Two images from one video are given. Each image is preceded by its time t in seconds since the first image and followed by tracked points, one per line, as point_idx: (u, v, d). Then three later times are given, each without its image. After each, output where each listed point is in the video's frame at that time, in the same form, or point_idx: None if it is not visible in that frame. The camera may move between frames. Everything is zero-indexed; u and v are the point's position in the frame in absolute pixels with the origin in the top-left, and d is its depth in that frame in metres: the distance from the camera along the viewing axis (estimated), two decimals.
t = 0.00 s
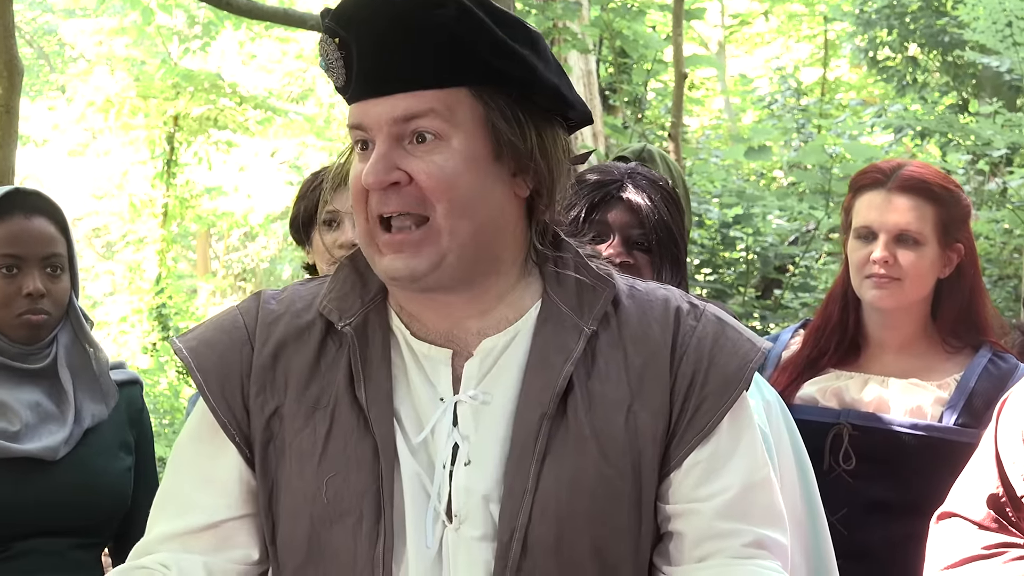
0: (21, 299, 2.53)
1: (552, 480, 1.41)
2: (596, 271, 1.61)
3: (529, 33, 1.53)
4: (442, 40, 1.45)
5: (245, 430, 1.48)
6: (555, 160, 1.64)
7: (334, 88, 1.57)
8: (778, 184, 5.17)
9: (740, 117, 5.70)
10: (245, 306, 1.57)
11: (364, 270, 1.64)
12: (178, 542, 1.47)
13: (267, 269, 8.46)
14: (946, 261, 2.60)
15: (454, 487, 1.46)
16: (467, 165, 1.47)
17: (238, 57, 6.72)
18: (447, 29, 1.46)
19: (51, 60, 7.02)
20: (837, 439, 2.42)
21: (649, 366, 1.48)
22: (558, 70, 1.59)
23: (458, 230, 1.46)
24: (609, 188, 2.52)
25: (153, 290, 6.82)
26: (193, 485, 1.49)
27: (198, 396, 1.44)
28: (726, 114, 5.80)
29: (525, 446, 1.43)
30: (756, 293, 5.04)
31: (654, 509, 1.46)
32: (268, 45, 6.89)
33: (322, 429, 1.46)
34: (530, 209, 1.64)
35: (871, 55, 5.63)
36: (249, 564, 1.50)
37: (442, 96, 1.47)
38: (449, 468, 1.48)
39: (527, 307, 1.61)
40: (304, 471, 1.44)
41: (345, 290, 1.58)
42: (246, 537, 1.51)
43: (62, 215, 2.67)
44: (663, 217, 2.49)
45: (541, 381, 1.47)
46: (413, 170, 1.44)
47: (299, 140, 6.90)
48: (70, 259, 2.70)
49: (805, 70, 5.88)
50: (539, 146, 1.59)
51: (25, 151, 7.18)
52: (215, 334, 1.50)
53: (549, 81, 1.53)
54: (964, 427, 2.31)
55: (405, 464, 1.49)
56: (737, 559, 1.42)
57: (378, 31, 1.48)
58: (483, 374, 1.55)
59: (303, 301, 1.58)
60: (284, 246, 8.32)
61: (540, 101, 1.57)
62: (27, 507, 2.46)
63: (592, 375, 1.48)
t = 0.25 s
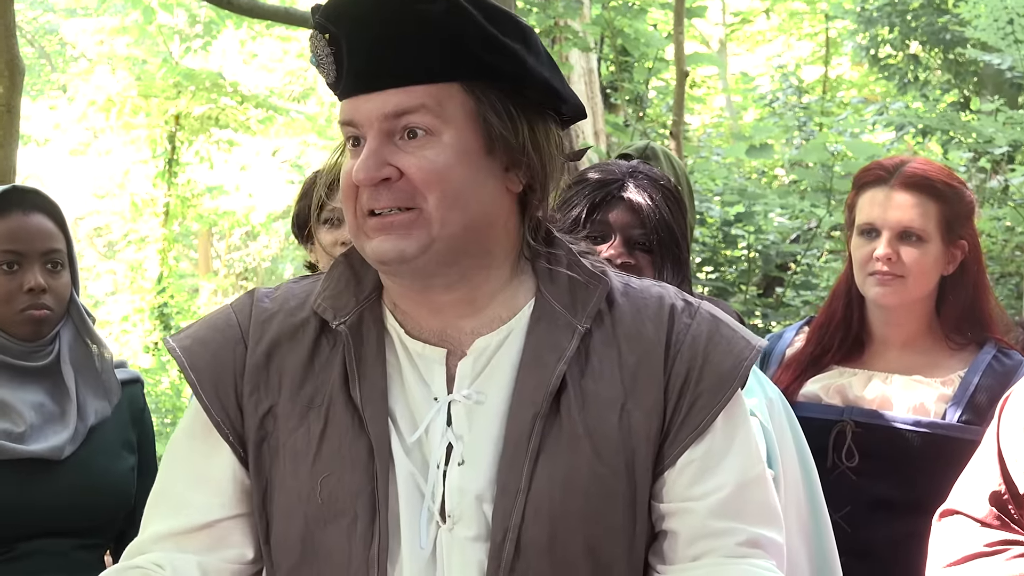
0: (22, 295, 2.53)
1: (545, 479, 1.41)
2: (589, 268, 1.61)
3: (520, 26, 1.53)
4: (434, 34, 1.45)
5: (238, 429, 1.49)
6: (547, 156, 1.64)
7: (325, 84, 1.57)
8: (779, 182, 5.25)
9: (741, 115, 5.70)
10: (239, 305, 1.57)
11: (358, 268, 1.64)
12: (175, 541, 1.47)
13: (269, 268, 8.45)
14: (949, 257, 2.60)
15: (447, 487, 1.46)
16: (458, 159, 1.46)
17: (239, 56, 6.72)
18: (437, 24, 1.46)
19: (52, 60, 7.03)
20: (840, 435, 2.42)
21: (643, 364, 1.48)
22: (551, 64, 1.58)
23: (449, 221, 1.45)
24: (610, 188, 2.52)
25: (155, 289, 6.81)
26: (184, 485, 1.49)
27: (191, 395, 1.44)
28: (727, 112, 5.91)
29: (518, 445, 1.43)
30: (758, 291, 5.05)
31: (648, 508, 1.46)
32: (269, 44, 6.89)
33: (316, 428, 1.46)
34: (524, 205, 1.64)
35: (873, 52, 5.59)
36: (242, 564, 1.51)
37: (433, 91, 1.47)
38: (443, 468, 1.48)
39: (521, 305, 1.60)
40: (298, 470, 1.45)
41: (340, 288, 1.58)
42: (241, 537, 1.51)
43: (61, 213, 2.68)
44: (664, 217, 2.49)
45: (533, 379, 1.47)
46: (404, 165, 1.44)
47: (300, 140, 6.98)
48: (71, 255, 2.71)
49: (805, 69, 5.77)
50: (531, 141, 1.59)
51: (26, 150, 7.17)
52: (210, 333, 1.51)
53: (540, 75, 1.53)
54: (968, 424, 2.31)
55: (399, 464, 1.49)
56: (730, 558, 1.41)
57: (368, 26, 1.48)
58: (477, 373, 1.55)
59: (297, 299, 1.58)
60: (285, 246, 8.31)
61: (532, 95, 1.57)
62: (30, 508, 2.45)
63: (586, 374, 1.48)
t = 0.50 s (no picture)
0: (20, 293, 2.54)
1: (539, 476, 1.40)
2: (583, 264, 1.60)
3: (514, 24, 1.53)
4: (427, 35, 1.45)
5: (233, 426, 1.48)
6: (542, 154, 1.64)
7: (320, 84, 1.57)
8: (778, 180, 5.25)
9: (741, 114, 5.70)
10: (234, 303, 1.57)
11: (354, 267, 1.64)
12: (170, 539, 1.47)
13: (268, 267, 8.43)
14: (948, 256, 2.60)
15: (443, 485, 1.46)
16: (453, 158, 1.46)
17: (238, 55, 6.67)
18: (430, 23, 1.45)
19: (51, 58, 6.99)
20: (838, 434, 2.42)
21: (637, 360, 1.47)
22: (546, 61, 1.58)
23: (446, 222, 1.45)
24: (609, 186, 2.52)
25: (154, 288, 6.81)
26: (180, 483, 1.49)
27: (186, 394, 1.44)
28: (727, 110, 5.85)
29: (512, 442, 1.43)
30: (757, 289, 5.06)
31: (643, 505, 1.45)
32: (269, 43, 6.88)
33: (311, 426, 1.46)
34: (518, 205, 1.64)
35: (872, 51, 5.62)
36: (238, 561, 1.51)
37: (427, 92, 1.47)
38: (439, 466, 1.48)
39: (515, 303, 1.60)
40: (293, 467, 1.45)
41: (335, 286, 1.58)
42: (235, 534, 1.51)
43: (58, 211, 2.69)
44: (664, 215, 2.49)
45: (527, 377, 1.47)
46: (400, 166, 1.44)
47: (301, 138, 6.87)
48: (67, 253, 2.72)
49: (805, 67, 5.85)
50: (527, 140, 1.59)
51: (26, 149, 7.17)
52: (203, 332, 1.50)
53: (535, 72, 1.53)
54: (966, 423, 2.31)
55: (395, 463, 1.48)
56: (726, 554, 1.41)
57: (361, 28, 1.48)
58: (471, 370, 1.54)
59: (292, 296, 1.58)
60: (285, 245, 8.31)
61: (527, 94, 1.56)
62: (27, 507, 2.45)
63: (579, 371, 1.48)
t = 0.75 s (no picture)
0: (18, 292, 2.54)
1: (540, 469, 1.40)
2: (584, 259, 1.60)
3: (516, 22, 1.53)
4: (430, 31, 1.45)
5: (236, 420, 1.48)
6: (544, 150, 1.63)
7: (321, 80, 1.56)
8: (779, 178, 5.12)
9: (740, 112, 5.68)
10: (236, 298, 1.57)
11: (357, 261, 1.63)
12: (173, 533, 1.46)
13: (268, 265, 8.40)
14: (946, 254, 2.60)
15: (445, 478, 1.46)
16: (455, 156, 1.46)
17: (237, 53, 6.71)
18: (433, 20, 1.45)
19: (51, 57, 6.93)
20: (836, 431, 2.42)
21: (638, 354, 1.47)
22: (547, 59, 1.58)
23: (447, 221, 1.45)
24: (610, 183, 2.52)
25: (153, 287, 6.80)
26: (183, 477, 1.49)
27: (189, 386, 1.43)
28: (726, 107, 5.87)
29: (513, 435, 1.43)
30: (756, 287, 5.08)
31: (643, 499, 1.45)
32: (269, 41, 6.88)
33: (314, 420, 1.46)
34: (519, 203, 1.64)
35: (872, 48, 5.59)
36: (241, 555, 1.51)
37: (429, 88, 1.46)
38: (440, 459, 1.47)
39: (516, 298, 1.60)
40: (295, 460, 1.45)
41: (337, 281, 1.58)
42: (238, 528, 1.51)
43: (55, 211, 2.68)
44: (665, 212, 2.49)
45: (529, 370, 1.47)
46: (401, 164, 1.43)
47: (300, 135, 6.80)
48: (63, 253, 2.72)
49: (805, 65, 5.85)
50: (528, 136, 1.58)
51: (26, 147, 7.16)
52: (206, 327, 1.50)
53: (537, 70, 1.53)
54: (964, 421, 2.31)
55: (397, 456, 1.47)
56: (725, 548, 1.41)
57: (364, 24, 1.47)
58: (473, 364, 1.54)
59: (295, 291, 1.58)
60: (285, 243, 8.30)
61: (528, 91, 1.57)
62: (24, 505, 2.45)
63: (581, 364, 1.48)
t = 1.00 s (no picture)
0: (18, 293, 2.55)
1: (552, 449, 1.41)
2: (602, 249, 1.61)
3: (530, 18, 1.53)
4: (443, 26, 1.45)
5: (250, 402, 1.48)
6: (557, 144, 1.63)
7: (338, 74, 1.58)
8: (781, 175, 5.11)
9: (743, 109, 5.60)
10: (253, 285, 1.58)
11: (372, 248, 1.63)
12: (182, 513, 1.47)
13: (270, 263, 8.40)
14: (947, 253, 2.60)
15: (456, 458, 1.46)
16: (468, 148, 1.46)
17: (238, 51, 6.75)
18: (447, 15, 1.46)
19: (53, 55, 6.80)
20: (838, 429, 2.41)
21: (650, 337, 1.47)
22: (560, 54, 1.59)
23: (458, 214, 1.45)
24: (617, 179, 2.53)
25: (154, 284, 6.89)
26: (199, 454, 1.49)
27: (204, 366, 1.44)
28: (728, 106, 5.75)
29: (525, 415, 1.43)
30: (758, 284, 5.09)
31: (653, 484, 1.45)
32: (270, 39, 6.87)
33: (327, 401, 1.47)
34: (536, 194, 1.64)
35: (873, 45, 5.66)
36: (250, 537, 1.51)
37: (443, 81, 1.46)
38: (453, 440, 1.47)
39: (529, 284, 1.59)
40: (308, 441, 1.45)
41: (353, 266, 1.57)
42: (249, 509, 1.51)
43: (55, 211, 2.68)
44: (671, 208, 2.49)
45: (541, 353, 1.48)
46: (414, 155, 1.44)
47: (302, 133, 6.80)
48: (63, 253, 2.71)
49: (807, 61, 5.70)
50: (541, 130, 1.58)
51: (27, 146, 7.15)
52: (225, 311, 1.50)
53: (548, 65, 1.54)
54: (966, 419, 2.31)
55: (408, 437, 1.47)
56: (733, 534, 1.40)
57: (379, 19, 1.48)
58: (487, 348, 1.54)
59: (310, 277, 1.58)
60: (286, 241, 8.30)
61: (541, 85, 1.57)
62: (23, 504, 2.45)
63: (594, 349, 1.48)
